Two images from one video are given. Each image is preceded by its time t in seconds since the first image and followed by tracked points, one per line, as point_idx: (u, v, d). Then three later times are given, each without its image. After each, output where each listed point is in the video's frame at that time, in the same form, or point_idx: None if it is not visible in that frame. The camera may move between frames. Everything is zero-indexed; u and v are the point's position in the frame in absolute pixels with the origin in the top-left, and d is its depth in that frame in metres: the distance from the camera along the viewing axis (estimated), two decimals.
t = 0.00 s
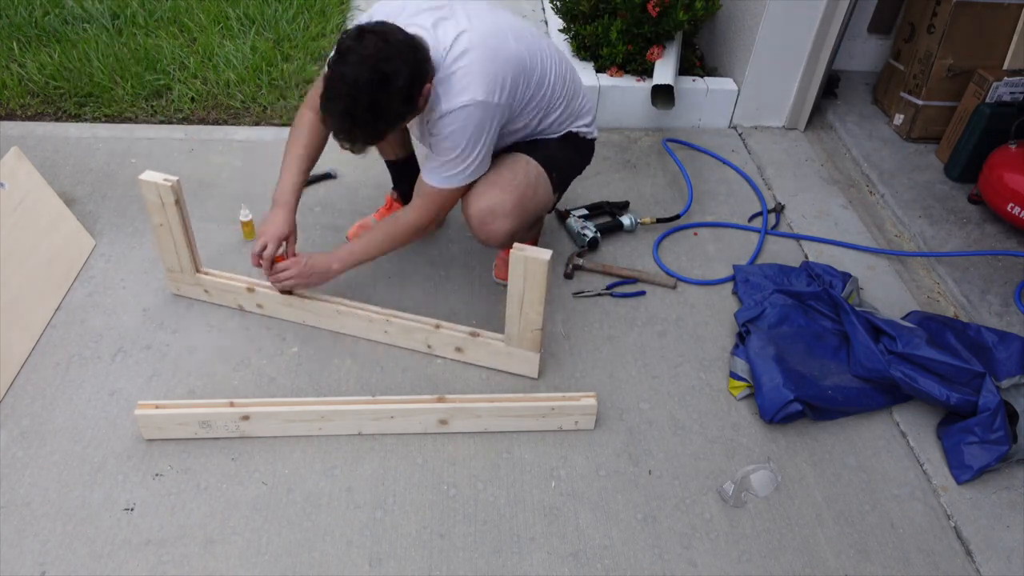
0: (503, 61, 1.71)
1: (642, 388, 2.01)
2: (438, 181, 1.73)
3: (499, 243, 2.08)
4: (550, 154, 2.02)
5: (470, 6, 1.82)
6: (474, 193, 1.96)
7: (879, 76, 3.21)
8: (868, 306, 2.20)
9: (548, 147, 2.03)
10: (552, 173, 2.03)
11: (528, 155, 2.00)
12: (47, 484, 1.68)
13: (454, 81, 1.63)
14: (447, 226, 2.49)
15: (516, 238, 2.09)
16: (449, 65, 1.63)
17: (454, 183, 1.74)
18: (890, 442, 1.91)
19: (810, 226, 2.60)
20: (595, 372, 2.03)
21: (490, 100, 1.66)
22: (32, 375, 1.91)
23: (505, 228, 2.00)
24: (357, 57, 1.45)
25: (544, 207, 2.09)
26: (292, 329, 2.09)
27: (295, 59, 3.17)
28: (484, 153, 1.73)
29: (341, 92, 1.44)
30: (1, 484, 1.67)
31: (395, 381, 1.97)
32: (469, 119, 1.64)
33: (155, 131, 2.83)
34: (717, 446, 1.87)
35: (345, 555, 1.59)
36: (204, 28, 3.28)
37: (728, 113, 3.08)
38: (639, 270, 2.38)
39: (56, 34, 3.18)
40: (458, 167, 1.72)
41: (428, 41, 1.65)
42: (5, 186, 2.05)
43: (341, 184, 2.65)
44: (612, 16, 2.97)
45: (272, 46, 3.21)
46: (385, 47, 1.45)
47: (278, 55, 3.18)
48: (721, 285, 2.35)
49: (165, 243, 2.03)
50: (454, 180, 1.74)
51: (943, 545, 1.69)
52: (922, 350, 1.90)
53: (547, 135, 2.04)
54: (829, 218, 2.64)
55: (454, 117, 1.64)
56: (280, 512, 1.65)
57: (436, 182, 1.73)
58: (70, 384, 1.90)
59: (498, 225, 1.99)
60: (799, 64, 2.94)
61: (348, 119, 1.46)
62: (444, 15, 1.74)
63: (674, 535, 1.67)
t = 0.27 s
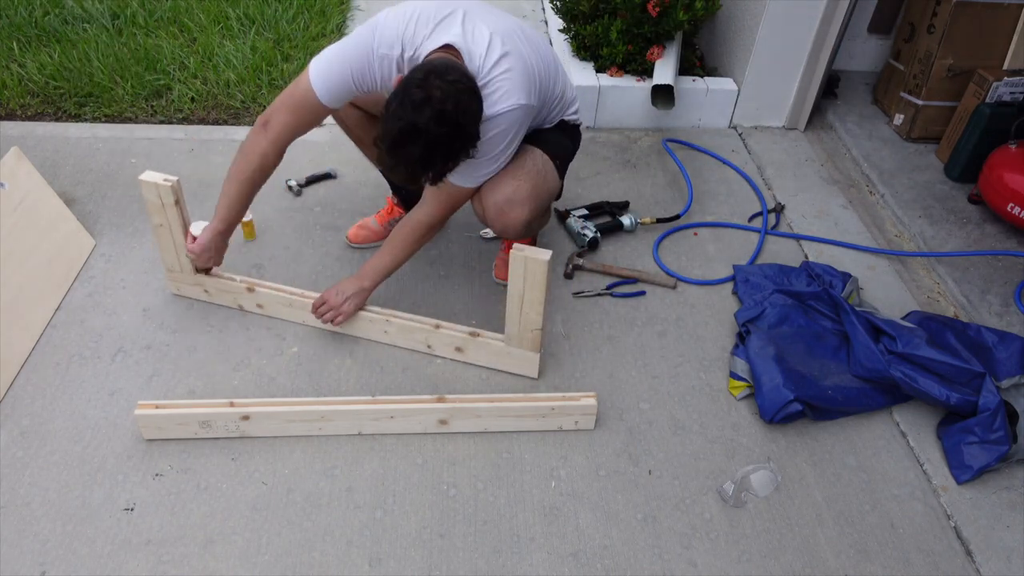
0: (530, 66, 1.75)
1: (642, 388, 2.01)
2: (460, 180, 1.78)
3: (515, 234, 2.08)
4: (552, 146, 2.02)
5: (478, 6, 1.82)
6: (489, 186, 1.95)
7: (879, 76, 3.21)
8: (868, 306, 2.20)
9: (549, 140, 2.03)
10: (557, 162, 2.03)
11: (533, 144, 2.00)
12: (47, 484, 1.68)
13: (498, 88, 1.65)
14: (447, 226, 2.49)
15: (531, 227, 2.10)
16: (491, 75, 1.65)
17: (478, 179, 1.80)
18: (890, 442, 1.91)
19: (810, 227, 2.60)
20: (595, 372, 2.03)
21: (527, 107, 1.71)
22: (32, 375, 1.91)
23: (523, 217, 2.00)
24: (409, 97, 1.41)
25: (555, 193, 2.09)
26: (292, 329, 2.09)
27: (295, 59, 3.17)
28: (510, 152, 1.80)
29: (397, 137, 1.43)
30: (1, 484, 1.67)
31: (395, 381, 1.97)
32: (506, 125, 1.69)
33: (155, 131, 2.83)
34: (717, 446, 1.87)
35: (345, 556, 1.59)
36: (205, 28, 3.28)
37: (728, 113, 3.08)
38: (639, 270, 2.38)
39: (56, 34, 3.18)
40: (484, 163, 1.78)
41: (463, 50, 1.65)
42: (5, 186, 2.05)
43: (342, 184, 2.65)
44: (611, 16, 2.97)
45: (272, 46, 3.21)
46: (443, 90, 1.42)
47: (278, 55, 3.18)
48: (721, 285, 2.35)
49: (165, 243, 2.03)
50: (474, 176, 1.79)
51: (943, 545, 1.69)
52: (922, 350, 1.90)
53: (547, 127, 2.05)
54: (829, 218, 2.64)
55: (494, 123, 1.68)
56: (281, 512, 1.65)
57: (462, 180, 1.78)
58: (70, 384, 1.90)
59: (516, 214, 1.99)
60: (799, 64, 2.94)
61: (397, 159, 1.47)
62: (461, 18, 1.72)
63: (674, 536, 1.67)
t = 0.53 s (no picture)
0: (531, 62, 1.76)
1: (642, 388, 2.01)
2: (460, 177, 1.77)
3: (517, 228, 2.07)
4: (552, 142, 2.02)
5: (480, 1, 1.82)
6: (491, 181, 1.94)
7: (879, 76, 3.21)
8: (868, 306, 2.20)
9: (550, 138, 2.03)
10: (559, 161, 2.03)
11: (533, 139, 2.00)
12: (47, 484, 1.68)
13: (498, 84, 1.65)
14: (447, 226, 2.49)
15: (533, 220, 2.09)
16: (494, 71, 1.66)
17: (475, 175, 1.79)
18: (890, 442, 1.91)
19: (810, 227, 2.60)
20: (595, 372, 2.03)
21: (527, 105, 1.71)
22: (32, 375, 1.91)
23: (526, 211, 1.99)
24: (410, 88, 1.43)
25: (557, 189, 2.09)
26: (292, 329, 2.09)
27: (295, 59, 3.17)
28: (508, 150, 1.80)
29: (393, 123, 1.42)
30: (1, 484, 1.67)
31: (395, 381, 1.97)
32: (506, 122, 1.69)
33: (155, 131, 2.83)
34: (717, 446, 1.87)
35: (345, 556, 1.59)
36: (205, 28, 3.28)
37: (728, 113, 3.08)
38: (639, 270, 2.38)
39: (56, 33, 3.18)
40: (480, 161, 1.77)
41: (462, 46, 1.65)
42: (5, 186, 2.05)
43: (342, 184, 2.65)
44: (612, 16, 2.97)
45: (272, 46, 3.21)
46: (443, 77, 1.43)
47: (278, 55, 3.18)
48: (721, 285, 2.35)
49: (165, 242, 2.03)
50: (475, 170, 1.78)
51: (943, 545, 1.69)
52: (922, 350, 1.90)
53: (547, 125, 2.05)
54: (829, 218, 2.64)
55: (493, 121, 1.68)
56: (280, 512, 1.65)
57: (460, 175, 1.77)
58: (70, 384, 1.90)
59: (519, 208, 1.98)
60: (799, 64, 2.94)
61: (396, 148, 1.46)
62: (461, 15, 1.72)
63: (674, 536, 1.67)
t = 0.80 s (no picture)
0: (529, 66, 1.75)
1: (642, 388, 2.01)
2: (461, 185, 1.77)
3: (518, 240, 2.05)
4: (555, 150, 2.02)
5: (482, 6, 1.85)
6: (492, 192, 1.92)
7: (880, 76, 3.21)
8: (868, 306, 2.20)
9: (553, 146, 2.03)
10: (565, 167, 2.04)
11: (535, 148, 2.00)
12: (47, 484, 1.68)
13: (496, 90, 1.67)
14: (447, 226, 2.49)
15: (533, 232, 2.07)
16: (484, 79, 1.67)
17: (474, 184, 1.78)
18: (890, 442, 1.91)
19: (810, 227, 2.60)
20: (595, 372, 2.03)
21: (524, 110, 1.71)
22: (32, 375, 1.91)
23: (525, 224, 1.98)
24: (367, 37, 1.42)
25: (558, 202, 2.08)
26: (292, 329, 2.09)
27: (295, 59, 3.17)
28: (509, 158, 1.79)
29: (354, 70, 1.42)
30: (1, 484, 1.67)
31: (395, 381, 1.97)
32: (502, 128, 1.69)
33: (155, 131, 2.83)
34: (717, 446, 1.87)
35: (345, 556, 1.59)
36: (204, 28, 3.28)
37: (728, 113, 3.08)
38: (639, 270, 2.37)
39: (56, 34, 3.18)
40: (479, 169, 1.76)
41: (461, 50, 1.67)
42: (5, 186, 2.05)
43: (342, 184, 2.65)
44: (612, 16, 2.97)
45: (272, 46, 3.21)
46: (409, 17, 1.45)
47: (278, 55, 3.18)
48: (721, 285, 2.35)
49: (165, 241, 2.03)
50: (475, 179, 1.77)
51: (943, 545, 1.69)
52: (922, 350, 1.90)
53: (553, 134, 2.05)
54: (829, 218, 2.64)
55: (487, 125, 1.67)
56: (280, 512, 1.65)
57: (457, 182, 1.76)
58: (70, 384, 1.90)
59: (519, 221, 1.96)
60: (799, 64, 2.94)
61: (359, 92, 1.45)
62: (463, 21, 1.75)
63: (674, 536, 1.67)
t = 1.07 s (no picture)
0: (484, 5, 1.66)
1: (642, 388, 2.01)
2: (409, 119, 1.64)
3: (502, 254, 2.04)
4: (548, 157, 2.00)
5: None
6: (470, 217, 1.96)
7: (880, 76, 3.21)
8: (868, 306, 2.20)
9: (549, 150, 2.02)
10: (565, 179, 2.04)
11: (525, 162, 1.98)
12: (47, 483, 1.68)
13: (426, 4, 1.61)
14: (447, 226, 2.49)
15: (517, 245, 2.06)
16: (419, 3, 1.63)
17: (425, 116, 1.63)
18: (890, 442, 1.91)
19: (810, 226, 2.60)
20: (595, 372, 2.03)
21: (458, 23, 1.60)
22: (32, 375, 1.91)
23: (507, 239, 1.97)
24: None
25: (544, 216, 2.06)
26: (292, 329, 2.09)
27: (295, 59, 3.17)
28: (458, 85, 1.63)
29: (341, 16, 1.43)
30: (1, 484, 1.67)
31: (395, 381, 1.97)
32: (432, 39, 1.58)
33: (155, 131, 2.83)
34: (717, 446, 1.87)
35: (345, 555, 1.59)
36: (204, 28, 3.28)
37: (728, 113, 3.08)
38: (639, 270, 2.38)
39: (55, 33, 3.18)
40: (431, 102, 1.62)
41: None
42: (5, 186, 2.05)
43: (342, 184, 2.65)
44: (612, 16, 2.97)
45: (272, 46, 3.21)
46: None
47: (278, 55, 3.18)
48: (721, 285, 2.35)
49: (165, 242, 2.03)
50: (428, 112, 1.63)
51: (943, 545, 1.69)
52: (922, 350, 1.90)
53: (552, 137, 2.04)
54: (829, 218, 2.64)
55: (416, 37, 1.59)
56: (280, 512, 1.65)
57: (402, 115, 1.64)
58: (70, 384, 1.90)
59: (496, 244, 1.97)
60: (799, 64, 2.94)
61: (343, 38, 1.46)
62: None
63: (675, 536, 1.67)
